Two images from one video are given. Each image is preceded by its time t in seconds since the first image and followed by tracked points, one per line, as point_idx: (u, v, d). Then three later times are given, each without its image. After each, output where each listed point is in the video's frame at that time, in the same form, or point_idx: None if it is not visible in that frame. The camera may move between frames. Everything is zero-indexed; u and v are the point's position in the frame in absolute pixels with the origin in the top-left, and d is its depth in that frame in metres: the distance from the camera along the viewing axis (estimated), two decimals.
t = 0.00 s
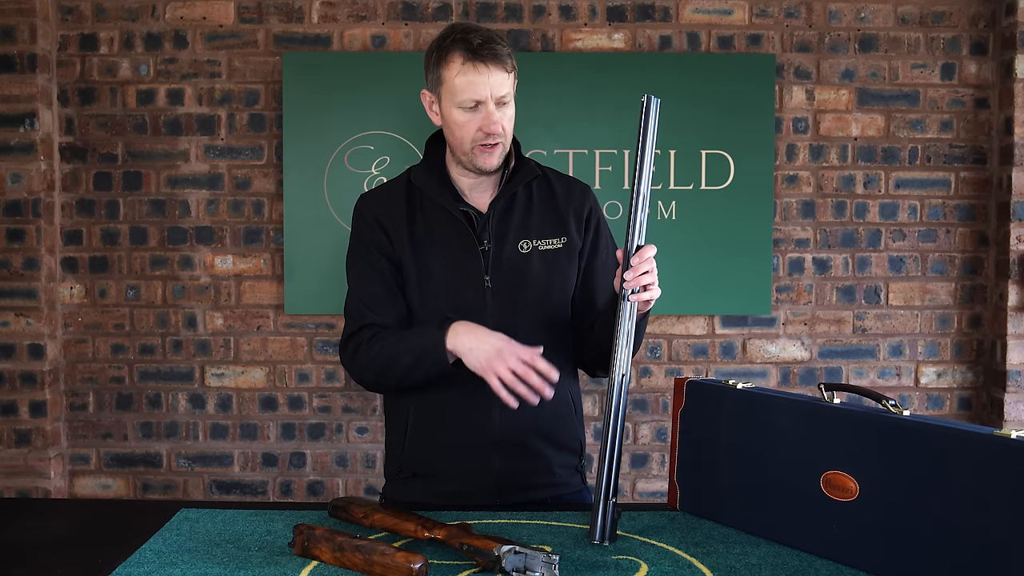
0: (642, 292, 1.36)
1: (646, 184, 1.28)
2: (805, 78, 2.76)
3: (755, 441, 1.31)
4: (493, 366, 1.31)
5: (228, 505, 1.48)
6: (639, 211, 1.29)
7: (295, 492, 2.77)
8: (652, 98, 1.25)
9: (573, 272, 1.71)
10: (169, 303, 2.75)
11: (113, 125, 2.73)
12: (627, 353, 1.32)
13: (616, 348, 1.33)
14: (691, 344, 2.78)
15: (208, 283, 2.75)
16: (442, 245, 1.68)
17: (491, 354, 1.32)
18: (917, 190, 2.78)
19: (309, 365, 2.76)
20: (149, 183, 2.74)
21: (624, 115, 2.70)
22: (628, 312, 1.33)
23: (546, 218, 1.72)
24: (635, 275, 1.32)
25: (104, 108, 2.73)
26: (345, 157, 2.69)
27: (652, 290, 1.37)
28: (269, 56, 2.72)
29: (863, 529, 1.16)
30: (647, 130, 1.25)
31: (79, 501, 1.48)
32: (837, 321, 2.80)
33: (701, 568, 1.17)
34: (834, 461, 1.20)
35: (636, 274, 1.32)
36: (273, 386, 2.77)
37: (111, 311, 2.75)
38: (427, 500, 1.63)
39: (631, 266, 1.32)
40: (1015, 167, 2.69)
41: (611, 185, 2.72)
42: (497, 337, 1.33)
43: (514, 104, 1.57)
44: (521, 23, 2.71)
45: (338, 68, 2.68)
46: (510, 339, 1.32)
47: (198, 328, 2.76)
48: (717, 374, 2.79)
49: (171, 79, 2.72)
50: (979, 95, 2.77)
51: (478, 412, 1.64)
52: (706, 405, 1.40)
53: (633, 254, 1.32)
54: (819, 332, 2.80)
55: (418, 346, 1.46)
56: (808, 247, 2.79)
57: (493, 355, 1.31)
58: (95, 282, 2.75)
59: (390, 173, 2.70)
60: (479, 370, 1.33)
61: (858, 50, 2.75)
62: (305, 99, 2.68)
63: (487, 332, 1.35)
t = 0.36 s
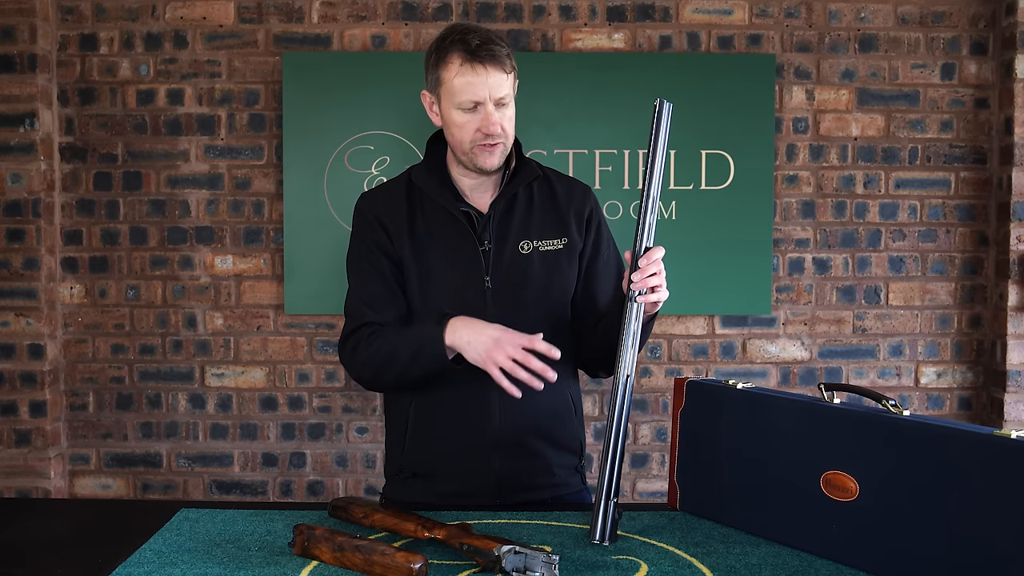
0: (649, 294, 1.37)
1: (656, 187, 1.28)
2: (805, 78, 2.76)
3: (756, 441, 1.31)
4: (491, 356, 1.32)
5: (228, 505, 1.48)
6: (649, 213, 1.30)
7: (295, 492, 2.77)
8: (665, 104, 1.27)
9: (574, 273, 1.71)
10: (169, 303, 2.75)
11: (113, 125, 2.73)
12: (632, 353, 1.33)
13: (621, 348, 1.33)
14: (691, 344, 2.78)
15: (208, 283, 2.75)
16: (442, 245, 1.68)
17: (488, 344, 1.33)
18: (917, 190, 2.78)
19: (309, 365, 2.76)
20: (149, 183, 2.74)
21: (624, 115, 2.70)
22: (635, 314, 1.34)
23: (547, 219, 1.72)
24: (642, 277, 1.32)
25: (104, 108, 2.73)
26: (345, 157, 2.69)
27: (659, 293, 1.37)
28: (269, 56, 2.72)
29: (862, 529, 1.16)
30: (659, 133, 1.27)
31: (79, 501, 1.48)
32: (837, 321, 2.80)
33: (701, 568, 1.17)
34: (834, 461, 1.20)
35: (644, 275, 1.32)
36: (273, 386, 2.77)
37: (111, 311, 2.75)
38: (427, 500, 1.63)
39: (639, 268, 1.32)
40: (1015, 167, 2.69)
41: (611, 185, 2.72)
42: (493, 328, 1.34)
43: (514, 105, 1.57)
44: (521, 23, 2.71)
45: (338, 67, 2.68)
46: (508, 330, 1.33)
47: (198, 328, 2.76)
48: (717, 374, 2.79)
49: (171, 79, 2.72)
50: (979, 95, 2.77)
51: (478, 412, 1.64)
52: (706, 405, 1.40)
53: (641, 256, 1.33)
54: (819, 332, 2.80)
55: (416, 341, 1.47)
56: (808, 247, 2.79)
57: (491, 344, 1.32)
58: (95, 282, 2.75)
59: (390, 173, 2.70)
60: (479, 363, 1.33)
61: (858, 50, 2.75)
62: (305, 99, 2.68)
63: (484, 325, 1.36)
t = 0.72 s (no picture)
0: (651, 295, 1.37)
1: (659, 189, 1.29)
2: (805, 78, 2.76)
3: (757, 440, 1.31)
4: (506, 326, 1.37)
5: (229, 505, 1.48)
6: (651, 214, 1.30)
7: (295, 492, 2.77)
8: (670, 106, 1.27)
9: (575, 274, 1.71)
10: (169, 303, 2.75)
11: (113, 125, 2.73)
12: (634, 353, 1.33)
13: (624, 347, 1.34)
14: (691, 344, 2.78)
15: (208, 283, 2.75)
16: (444, 245, 1.68)
17: (500, 318, 1.37)
18: (917, 190, 2.78)
19: (310, 365, 2.76)
20: (149, 183, 2.74)
21: (624, 115, 2.70)
22: (637, 314, 1.34)
23: (548, 219, 1.72)
24: (645, 278, 1.33)
25: (104, 108, 2.73)
26: (345, 157, 2.69)
27: (662, 293, 1.38)
28: (269, 56, 2.72)
29: (863, 529, 1.16)
30: (664, 134, 1.27)
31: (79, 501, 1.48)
32: (837, 321, 2.80)
33: (701, 568, 1.17)
34: (835, 461, 1.20)
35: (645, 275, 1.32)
36: (273, 386, 2.77)
37: (111, 311, 2.75)
38: (427, 500, 1.63)
39: (641, 269, 1.32)
40: (1015, 167, 2.69)
41: (611, 185, 2.72)
42: (496, 299, 1.38)
43: (516, 108, 1.57)
44: (521, 23, 2.71)
45: (338, 67, 2.68)
46: (510, 295, 1.38)
47: (198, 328, 2.76)
48: (717, 374, 2.79)
49: (171, 79, 2.72)
50: (979, 95, 2.77)
51: (479, 414, 1.64)
52: (707, 405, 1.40)
53: (644, 257, 1.33)
54: (819, 332, 2.80)
55: (415, 323, 1.47)
56: (808, 247, 2.79)
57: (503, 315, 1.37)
58: (95, 282, 2.75)
59: (390, 173, 2.70)
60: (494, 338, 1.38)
61: (858, 50, 2.75)
62: (305, 99, 2.68)
63: (480, 299, 1.39)
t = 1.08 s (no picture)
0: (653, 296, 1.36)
1: (661, 189, 1.29)
2: (805, 78, 2.76)
3: (757, 440, 1.31)
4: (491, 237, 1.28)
5: (228, 505, 1.48)
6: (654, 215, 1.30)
7: (295, 492, 2.77)
8: (672, 107, 1.27)
9: (575, 274, 1.71)
10: (169, 302, 2.75)
11: (113, 125, 2.73)
12: (636, 353, 1.33)
13: (625, 347, 1.34)
14: (691, 344, 2.78)
15: (208, 283, 2.75)
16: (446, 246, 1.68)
17: (482, 232, 1.28)
18: (917, 190, 2.78)
19: (309, 365, 2.76)
20: (149, 183, 2.74)
21: (624, 115, 2.70)
22: (639, 315, 1.34)
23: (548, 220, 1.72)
24: (647, 279, 1.32)
25: (104, 108, 2.73)
26: (345, 157, 2.69)
27: (665, 294, 1.37)
28: (269, 56, 2.72)
29: (863, 529, 1.16)
30: (666, 135, 1.27)
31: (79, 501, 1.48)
32: (837, 321, 2.80)
33: (701, 568, 1.17)
34: (835, 461, 1.20)
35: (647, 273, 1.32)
36: (273, 386, 2.77)
37: (111, 311, 2.75)
38: (426, 499, 1.63)
39: (644, 270, 1.32)
40: (1015, 167, 2.69)
41: (611, 185, 2.72)
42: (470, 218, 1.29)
43: (507, 112, 1.56)
44: (521, 23, 2.71)
45: (338, 67, 2.68)
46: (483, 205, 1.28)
47: (198, 328, 2.76)
48: (717, 374, 2.78)
49: (171, 79, 2.72)
50: (979, 95, 2.77)
51: (479, 413, 1.64)
52: (707, 405, 1.40)
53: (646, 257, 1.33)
54: (819, 332, 2.80)
55: (403, 278, 1.42)
56: (808, 247, 2.79)
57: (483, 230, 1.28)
58: (95, 282, 2.75)
59: (390, 173, 2.70)
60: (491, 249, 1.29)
61: (858, 50, 2.75)
62: (305, 99, 2.68)
63: (459, 223, 1.32)
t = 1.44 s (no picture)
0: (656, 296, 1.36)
1: (665, 190, 1.29)
2: (805, 78, 2.76)
3: (757, 439, 1.31)
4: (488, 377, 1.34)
5: (228, 505, 1.48)
6: (658, 215, 1.30)
7: (295, 492, 2.77)
8: (678, 107, 1.28)
9: (575, 275, 1.71)
10: (169, 302, 2.75)
11: (113, 125, 2.73)
12: (638, 354, 1.34)
13: (627, 348, 1.34)
14: (691, 344, 2.78)
15: (208, 283, 2.75)
16: (443, 248, 1.68)
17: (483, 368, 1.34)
18: (917, 190, 2.78)
19: (309, 365, 2.76)
20: (149, 183, 2.74)
21: (624, 115, 2.70)
22: (642, 315, 1.34)
23: (548, 221, 1.72)
24: (651, 279, 1.32)
25: (104, 108, 2.73)
26: (345, 157, 2.69)
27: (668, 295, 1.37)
28: (269, 56, 2.72)
29: (863, 529, 1.16)
30: (671, 135, 1.27)
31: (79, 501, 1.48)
32: (837, 321, 2.80)
33: (701, 568, 1.17)
34: (835, 461, 1.20)
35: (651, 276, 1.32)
36: (273, 386, 2.76)
37: (111, 311, 2.75)
38: (426, 500, 1.63)
39: (647, 270, 1.32)
40: (1015, 167, 2.69)
41: (611, 185, 2.72)
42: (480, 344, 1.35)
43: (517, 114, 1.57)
44: (521, 23, 2.71)
45: (338, 67, 2.68)
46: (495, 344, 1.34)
47: (198, 328, 2.76)
48: (717, 374, 2.78)
49: (171, 79, 2.72)
50: (979, 95, 2.77)
51: (479, 414, 1.64)
52: (707, 405, 1.40)
53: (649, 258, 1.33)
54: (819, 332, 2.80)
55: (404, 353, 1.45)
56: (808, 247, 2.79)
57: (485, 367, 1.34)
58: (95, 282, 2.75)
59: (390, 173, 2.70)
60: (483, 383, 1.35)
61: (858, 50, 2.75)
62: (305, 99, 2.67)
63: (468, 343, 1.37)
